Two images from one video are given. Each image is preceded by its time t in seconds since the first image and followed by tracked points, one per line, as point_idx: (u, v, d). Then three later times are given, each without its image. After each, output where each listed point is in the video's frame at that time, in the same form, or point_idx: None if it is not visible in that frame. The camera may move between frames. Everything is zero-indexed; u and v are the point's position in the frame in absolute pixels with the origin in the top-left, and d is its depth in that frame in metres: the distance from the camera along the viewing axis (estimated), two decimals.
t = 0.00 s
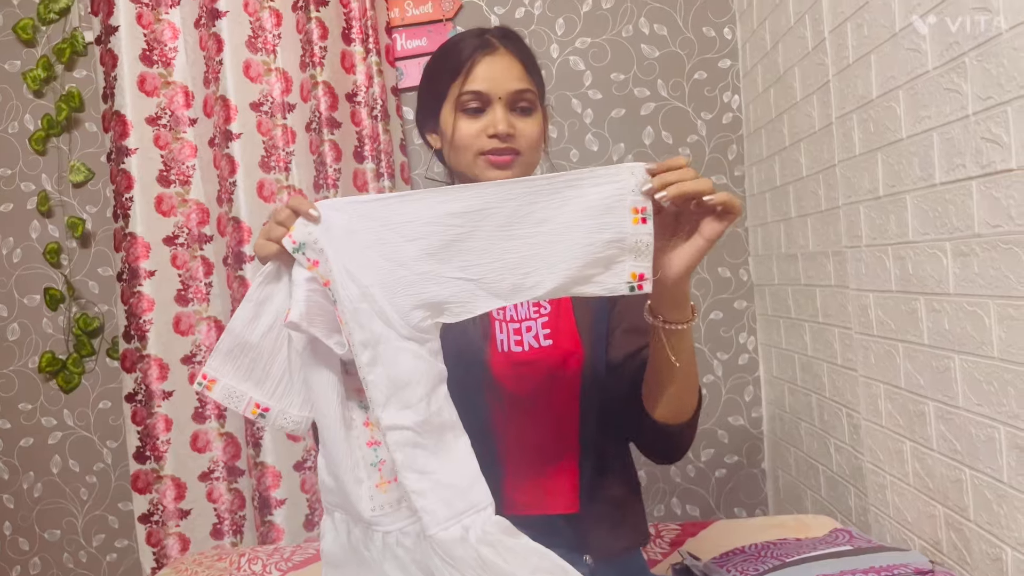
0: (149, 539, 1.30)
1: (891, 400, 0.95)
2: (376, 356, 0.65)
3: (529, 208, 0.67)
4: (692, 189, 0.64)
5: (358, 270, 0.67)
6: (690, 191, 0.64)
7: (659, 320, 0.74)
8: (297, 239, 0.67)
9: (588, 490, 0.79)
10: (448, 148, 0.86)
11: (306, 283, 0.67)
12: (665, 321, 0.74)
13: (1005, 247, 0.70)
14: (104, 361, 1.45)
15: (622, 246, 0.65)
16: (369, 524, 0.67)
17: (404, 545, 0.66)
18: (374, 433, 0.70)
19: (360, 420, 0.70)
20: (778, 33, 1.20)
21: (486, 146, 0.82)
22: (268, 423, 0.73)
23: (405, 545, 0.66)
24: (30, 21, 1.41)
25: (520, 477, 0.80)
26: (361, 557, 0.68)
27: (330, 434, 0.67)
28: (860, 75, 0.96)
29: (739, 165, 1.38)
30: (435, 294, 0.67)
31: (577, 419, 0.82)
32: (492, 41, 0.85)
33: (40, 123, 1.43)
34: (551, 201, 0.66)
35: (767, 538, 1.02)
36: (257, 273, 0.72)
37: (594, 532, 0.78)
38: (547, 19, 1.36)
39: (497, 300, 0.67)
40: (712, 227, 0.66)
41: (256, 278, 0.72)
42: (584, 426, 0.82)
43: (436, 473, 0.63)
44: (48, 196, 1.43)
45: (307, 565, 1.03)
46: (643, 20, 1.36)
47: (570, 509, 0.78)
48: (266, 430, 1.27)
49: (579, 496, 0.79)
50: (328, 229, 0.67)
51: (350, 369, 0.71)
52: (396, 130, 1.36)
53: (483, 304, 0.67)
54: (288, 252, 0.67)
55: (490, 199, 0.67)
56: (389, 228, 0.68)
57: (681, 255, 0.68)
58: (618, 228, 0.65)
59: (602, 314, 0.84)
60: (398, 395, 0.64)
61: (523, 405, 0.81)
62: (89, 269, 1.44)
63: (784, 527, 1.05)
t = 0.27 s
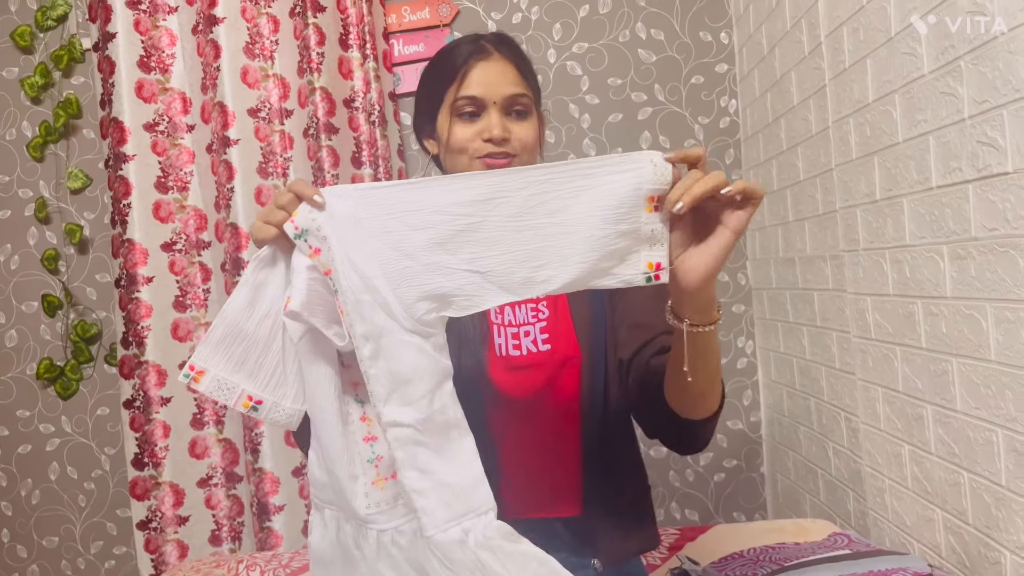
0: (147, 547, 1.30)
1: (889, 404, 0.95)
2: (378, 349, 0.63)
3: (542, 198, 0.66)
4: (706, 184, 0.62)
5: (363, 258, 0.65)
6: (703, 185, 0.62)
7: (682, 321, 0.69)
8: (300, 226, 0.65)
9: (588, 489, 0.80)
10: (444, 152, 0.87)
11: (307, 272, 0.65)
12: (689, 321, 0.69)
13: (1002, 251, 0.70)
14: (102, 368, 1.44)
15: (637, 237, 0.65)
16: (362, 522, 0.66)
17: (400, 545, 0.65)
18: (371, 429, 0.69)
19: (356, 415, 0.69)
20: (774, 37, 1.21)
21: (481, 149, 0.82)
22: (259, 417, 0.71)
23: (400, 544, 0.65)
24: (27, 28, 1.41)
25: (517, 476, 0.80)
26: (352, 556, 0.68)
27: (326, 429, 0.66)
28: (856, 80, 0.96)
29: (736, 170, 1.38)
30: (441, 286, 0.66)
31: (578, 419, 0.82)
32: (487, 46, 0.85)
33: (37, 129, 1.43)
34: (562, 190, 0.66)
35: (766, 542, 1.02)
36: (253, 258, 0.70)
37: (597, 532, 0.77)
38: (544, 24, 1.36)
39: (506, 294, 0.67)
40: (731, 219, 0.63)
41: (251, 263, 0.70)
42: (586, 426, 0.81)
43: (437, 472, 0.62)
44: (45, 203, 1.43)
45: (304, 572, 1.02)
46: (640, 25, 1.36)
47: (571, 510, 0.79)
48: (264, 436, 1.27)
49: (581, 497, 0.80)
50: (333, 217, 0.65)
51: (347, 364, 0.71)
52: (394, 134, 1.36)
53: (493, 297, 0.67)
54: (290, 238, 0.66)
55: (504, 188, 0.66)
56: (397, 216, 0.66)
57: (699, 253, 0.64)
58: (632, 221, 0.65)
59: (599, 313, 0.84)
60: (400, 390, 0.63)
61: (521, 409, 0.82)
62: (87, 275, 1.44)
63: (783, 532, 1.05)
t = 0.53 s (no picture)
0: (147, 551, 1.30)
1: (890, 405, 0.95)
2: (383, 354, 0.64)
3: (551, 198, 0.66)
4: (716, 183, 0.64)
5: (371, 259, 0.65)
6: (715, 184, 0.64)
7: (702, 320, 0.69)
8: (308, 227, 0.66)
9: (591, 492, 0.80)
10: (444, 155, 0.87)
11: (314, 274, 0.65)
12: (708, 318, 0.69)
13: (1002, 251, 0.70)
14: (101, 372, 1.44)
15: (647, 236, 0.65)
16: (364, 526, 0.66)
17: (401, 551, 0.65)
18: (374, 433, 0.69)
19: (361, 419, 0.70)
20: (772, 39, 1.21)
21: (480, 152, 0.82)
22: (262, 419, 0.71)
23: (401, 550, 0.65)
24: (26, 32, 1.41)
25: (519, 477, 0.80)
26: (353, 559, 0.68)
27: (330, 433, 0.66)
28: (855, 81, 0.96)
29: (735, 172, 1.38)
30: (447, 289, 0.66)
31: (580, 420, 0.82)
32: (484, 48, 0.85)
33: (36, 133, 1.43)
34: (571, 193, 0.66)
35: (767, 545, 1.02)
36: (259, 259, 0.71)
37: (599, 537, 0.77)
38: (543, 26, 1.36)
39: (513, 297, 0.66)
40: (741, 214, 0.66)
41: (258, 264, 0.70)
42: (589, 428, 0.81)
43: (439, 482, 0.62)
44: (45, 207, 1.43)
45: None
46: (639, 27, 1.36)
47: (571, 514, 0.78)
48: (264, 439, 1.27)
49: (581, 501, 0.79)
50: (341, 219, 0.66)
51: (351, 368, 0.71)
52: (394, 137, 1.36)
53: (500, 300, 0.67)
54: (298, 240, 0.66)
55: (511, 188, 0.66)
56: (403, 217, 0.66)
57: (716, 250, 0.65)
58: (643, 219, 0.65)
59: (601, 314, 0.84)
60: (404, 396, 0.63)
61: (522, 410, 0.81)
62: (87, 279, 1.44)
63: (784, 534, 1.05)
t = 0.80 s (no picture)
0: (147, 553, 1.30)
1: (890, 407, 0.94)
2: (380, 361, 0.64)
3: (548, 206, 0.66)
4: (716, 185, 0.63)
5: (366, 267, 0.65)
6: (715, 187, 0.63)
7: (705, 323, 0.68)
8: (303, 234, 0.66)
9: (591, 496, 0.80)
10: (443, 158, 0.86)
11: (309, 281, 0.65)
12: (711, 322, 0.68)
13: (1002, 252, 0.70)
14: (101, 374, 1.44)
15: (646, 243, 0.65)
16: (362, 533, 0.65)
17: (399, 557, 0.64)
18: (372, 440, 0.69)
19: (358, 425, 0.69)
20: (772, 40, 1.21)
21: (478, 154, 0.82)
22: (259, 425, 0.70)
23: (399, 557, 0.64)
24: (26, 34, 1.41)
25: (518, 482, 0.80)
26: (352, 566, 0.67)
27: (327, 439, 0.66)
28: (854, 82, 0.96)
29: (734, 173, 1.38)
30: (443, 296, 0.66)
31: (579, 423, 0.82)
32: (481, 49, 0.85)
33: (36, 136, 1.43)
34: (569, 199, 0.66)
35: (768, 546, 1.02)
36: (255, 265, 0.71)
37: (600, 541, 0.77)
38: (542, 28, 1.36)
39: (511, 305, 0.66)
40: (744, 215, 0.65)
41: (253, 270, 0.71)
42: (588, 433, 0.81)
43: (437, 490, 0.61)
44: (44, 209, 1.43)
45: None
46: (638, 28, 1.36)
47: (571, 516, 0.79)
48: (263, 442, 1.27)
49: (582, 503, 0.79)
50: (337, 225, 0.66)
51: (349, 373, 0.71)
52: (393, 139, 1.36)
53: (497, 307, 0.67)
54: (293, 246, 0.66)
55: (509, 195, 0.66)
56: (398, 224, 0.66)
57: (719, 252, 0.65)
58: (640, 226, 0.65)
59: (601, 315, 0.84)
60: (401, 404, 0.63)
61: (520, 414, 0.81)
62: (86, 282, 1.44)
63: (785, 535, 1.05)
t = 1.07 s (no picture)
0: (146, 554, 1.30)
1: (890, 407, 0.94)
2: (381, 369, 0.63)
3: (550, 213, 0.66)
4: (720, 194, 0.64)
5: (366, 275, 0.65)
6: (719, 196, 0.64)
7: (704, 328, 0.68)
8: (303, 241, 0.66)
9: (592, 502, 0.80)
10: (443, 158, 0.86)
11: (309, 288, 0.65)
12: (711, 327, 0.68)
13: (1001, 252, 0.70)
14: (100, 375, 1.44)
15: (649, 249, 0.65)
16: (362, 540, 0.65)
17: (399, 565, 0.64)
18: (372, 446, 0.69)
19: (358, 432, 0.69)
20: (771, 40, 1.21)
21: (478, 155, 0.82)
22: (262, 432, 0.71)
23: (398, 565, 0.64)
24: (25, 35, 1.41)
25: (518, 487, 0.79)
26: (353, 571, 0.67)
27: (327, 446, 0.66)
28: (853, 82, 0.96)
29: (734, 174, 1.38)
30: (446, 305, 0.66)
31: (580, 429, 0.81)
32: (482, 50, 0.85)
33: (35, 136, 1.43)
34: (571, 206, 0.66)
35: (767, 546, 1.02)
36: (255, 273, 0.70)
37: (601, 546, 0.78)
38: (542, 28, 1.36)
39: (514, 311, 0.66)
40: (747, 225, 0.65)
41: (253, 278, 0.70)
42: (589, 439, 0.81)
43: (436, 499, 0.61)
44: (43, 210, 1.43)
45: None
46: (638, 29, 1.36)
47: (571, 517, 0.78)
48: (263, 443, 1.27)
49: (582, 507, 0.79)
50: (337, 232, 0.66)
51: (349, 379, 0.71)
52: (392, 140, 1.36)
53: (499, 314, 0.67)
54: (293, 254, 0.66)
55: (510, 201, 0.66)
56: (399, 232, 0.66)
57: (720, 259, 0.65)
58: (644, 232, 0.65)
59: (603, 317, 0.84)
60: (402, 412, 0.63)
61: (521, 418, 0.81)
62: (85, 282, 1.43)
63: (784, 536, 1.05)
